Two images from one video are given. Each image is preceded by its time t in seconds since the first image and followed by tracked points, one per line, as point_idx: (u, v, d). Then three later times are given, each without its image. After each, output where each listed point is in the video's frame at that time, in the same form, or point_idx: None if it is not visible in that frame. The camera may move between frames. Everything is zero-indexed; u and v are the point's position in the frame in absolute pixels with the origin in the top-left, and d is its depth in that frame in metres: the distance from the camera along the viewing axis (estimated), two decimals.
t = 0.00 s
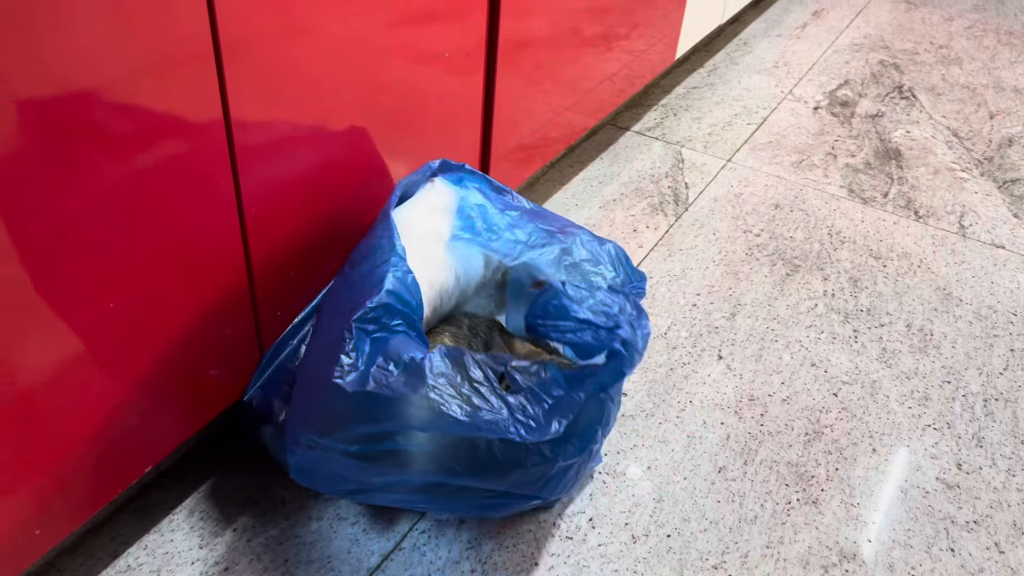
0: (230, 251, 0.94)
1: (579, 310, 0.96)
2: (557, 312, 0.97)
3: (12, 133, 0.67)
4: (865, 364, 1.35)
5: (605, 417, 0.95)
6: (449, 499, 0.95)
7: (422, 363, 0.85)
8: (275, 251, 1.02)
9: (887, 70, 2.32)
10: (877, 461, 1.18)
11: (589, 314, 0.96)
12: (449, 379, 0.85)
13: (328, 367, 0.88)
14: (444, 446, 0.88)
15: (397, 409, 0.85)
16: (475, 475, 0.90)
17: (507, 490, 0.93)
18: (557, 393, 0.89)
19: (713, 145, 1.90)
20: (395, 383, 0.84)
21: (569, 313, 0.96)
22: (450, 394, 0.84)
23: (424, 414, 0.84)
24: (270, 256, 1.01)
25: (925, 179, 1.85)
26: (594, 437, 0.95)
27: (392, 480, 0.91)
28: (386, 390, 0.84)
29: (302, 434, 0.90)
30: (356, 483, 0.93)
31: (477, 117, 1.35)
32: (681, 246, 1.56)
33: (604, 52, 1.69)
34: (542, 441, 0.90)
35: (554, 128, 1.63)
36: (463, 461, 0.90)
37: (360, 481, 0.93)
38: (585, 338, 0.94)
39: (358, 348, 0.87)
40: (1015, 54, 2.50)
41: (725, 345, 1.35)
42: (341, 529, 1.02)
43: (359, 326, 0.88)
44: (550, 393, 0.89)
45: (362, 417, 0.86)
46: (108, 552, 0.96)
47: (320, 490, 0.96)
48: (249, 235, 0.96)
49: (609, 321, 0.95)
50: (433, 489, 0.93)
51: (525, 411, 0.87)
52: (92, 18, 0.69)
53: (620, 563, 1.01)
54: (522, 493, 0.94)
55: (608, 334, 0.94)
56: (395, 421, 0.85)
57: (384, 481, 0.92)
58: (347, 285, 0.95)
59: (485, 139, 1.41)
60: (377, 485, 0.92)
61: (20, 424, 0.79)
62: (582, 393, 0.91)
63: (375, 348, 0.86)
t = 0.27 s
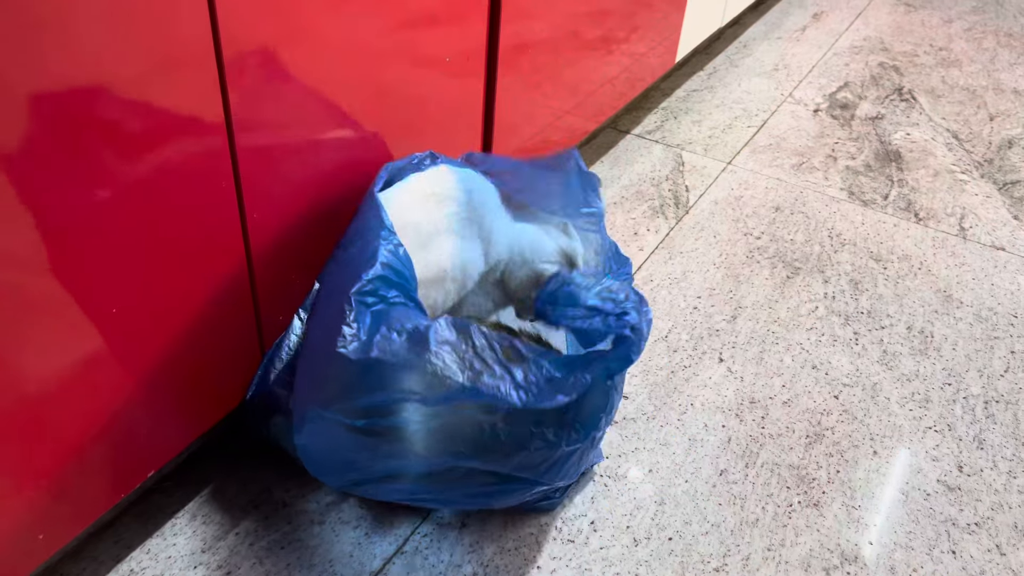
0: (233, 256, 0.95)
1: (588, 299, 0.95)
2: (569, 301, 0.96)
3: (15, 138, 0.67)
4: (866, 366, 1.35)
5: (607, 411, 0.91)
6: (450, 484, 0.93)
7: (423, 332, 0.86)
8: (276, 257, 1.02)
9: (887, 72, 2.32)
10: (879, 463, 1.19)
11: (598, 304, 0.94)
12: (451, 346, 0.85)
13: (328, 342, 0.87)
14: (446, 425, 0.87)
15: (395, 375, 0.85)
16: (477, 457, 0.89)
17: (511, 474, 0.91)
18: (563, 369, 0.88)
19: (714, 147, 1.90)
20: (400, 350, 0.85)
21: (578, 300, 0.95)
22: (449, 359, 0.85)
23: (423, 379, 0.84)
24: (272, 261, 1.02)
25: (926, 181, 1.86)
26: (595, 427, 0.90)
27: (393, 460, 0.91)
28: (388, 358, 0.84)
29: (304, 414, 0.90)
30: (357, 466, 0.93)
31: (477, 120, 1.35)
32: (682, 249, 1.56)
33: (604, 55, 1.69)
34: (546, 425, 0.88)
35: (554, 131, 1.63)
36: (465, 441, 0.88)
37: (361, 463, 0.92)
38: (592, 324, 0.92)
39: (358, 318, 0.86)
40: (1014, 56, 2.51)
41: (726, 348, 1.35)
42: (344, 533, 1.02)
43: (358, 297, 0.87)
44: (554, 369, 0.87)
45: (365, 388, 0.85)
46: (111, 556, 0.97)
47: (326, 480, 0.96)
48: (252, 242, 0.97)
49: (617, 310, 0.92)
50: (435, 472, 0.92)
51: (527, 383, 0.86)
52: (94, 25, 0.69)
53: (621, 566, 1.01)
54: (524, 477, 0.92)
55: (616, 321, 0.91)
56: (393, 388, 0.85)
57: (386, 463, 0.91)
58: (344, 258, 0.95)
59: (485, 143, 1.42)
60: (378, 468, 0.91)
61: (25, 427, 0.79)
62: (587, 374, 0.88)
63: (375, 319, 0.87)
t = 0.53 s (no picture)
0: (237, 260, 0.95)
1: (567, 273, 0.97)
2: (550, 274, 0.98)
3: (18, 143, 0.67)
4: (867, 369, 1.35)
5: (600, 384, 0.94)
6: (450, 473, 0.94)
7: (421, 327, 0.85)
8: (280, 261, 1.03)
9: (887, 75, 2.32)
10: (880, 465, 1.19)
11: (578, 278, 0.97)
12: (449, 339, 0.85)
13: (329, 341, 0.87)
14: (446, 415, 0.87)
15: (396, 372, 0.84)
16: (478, 447, 0.89)
17: (512, 459, 0.92)
18: (557, 347, 0.89)
19: (714, 150, 1.90)
20: (398, 346, 0.84)
21: (557, 273, 0.98)
22: (451, 353, 0.84)
23: (426, 375, 0.84)
24: (275, 265, 1.02)
25: (926, 183, 1.86)
26: (589, 403, 0.93)
27: (395, 454, 0.91)
28: (387, 356, 0.84)
29: (306, 415, 0.90)
30: (360, 463, 0.92)
31: (479, 123, 1.36)
32: (683, 252, 1.56)
33: (604, 58, 1.70)
34: (541, 404, 0.90)
35: (555, 135, 1.63)
36: (465, 429, 0.89)
37: (363, 459, 0.92)
38: (574, 294, 0.94)
39: (358, 317, 0.86)
40: (1014, 58, 2.51)
41: (728, 351, 1.36)
42: (348, 536, 1.02)
43: (356, 295, 0.88)
44: (548, 348, 0.89)
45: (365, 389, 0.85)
46: (116, 560, 0.97)
47: (329, 481, 0.96)
48: (254, 248, 0.98)
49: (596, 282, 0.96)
50: (435, 464, 0.92)
51: (523, 368, 0.87)
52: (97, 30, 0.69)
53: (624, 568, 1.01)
54: (525, 462, 0.93)
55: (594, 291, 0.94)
56: (394, 384, 0.84)
57: (388, 459, 0.91)
58: (342, 258, 0.94)
59: (486, 146, 1.42)
60: (382, 464, 0.92)
61: (32, 430, 0.79)
62: (578, 346, 0.91)
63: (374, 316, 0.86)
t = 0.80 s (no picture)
0: (238, 269, 0.96)
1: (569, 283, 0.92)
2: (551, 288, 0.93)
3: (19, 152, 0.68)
4: (866, 375, 1.35)
5: (602, 394, 0.93)
6: (450, 480, 0.94)
7: (422, 331, 0.86)
8: (280, 269, 1.03)
9: (886, 80, 2.33)
10: (879, 471, 1.19)
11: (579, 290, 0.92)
12: (449, 343, 0.86)
13: (329, 346, 0.88)
14: (447, 421, 0.88)
15: (397, 377, 0.85)
16: (478, 454, 0.89)
17: (512, 467, 0.92)
18: (557, 354, 0.89)
19: (714, 156, 1.91)
20: (399, 351, 0.85)
21: (561, 286, 0.92)
22: (451, 357, 0.85)
23: (426, 380, 0.85)
24: (276, 273, 1.03)
25: (925, 189, 1.86)
26: (590, 411, 0.93)
27: (396, 461, 0.91)
28: (389, 359, 0.85)
29: (307, 422, 0.90)
30: (361, 470, 0.93)
31: (479, 130, 1.36)
32: (682, 258, 1.57)
33: (604, 64, 1.70)
34: (541, 412, 0.90)
35: (555, 141, 1.64)
36: (466, 437, 0.89)
37: (364, 466, 0.92)
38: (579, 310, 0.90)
39: (358, 320, 0.88)
40: (1013, 63, 2.52)
41: (727, 357, 1.36)
42: (348, 545, 1.02)
43: (355, 300, 0.89)
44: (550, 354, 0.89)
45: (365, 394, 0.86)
46: (117, 568, 0.97)
47: (331, 488, 0.97)
48: (255, 255, 0.98)
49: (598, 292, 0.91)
50: (435, 471, 0.93)
51: (524, 372, 0.86)
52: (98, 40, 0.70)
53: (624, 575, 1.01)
54: (525, 470, 0.93)
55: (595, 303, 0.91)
56: (394, 390, 0.85)
57: (389, 466, 0.92)
58: (340, 262, 0.95)
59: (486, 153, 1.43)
60: (382, 471, 0.92)
61: (34, 438, 0.80)
62: (581, 356, 0.90)
63: (375, 320, 0.88)
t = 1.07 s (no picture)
0: (237, 281, 0.96)
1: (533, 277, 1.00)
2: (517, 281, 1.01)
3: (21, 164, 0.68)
4: (864, 382, 1.36)
5: (583, 383, 0.94)
6: (444, 487, 0.94)
7: (402, 347, 0.86)
8: (280, 280, 1.03)
9: (884, 85, 2.33)
10: (877, 479, 1.19)
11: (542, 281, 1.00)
12: (429, 355, 0.85)
13: (314, 368, 0.88)
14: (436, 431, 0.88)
15: (382, 396, 0.85)
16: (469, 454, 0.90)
17: (507, 467, 0.92)
18: (535, 346, 0.89)
19: (712, 162, 1.91)
20: (381, 369, 0.85)
21: (524, 277, 1.01)
22: (432, 369, 0.85)
23: (412, 394, 0.84)
24: (275, 285, 1.03)
25: (923, 195, 1.87)
26: (574, 402, 0.93)
27: (388, 474, 0.91)
28: (372, 379, 0.85)
29: (295, 445, 0.89)
30: (354, 485, 0.92)
31: (478, 137, 1.37)
32: (681, 265, 1.57)
33: (602, 70, 1.71)
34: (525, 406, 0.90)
35: (554, 147, 1.64)
36: (456, 440, 0.89)
37: (357, 481, 0.92)
38: (545, 296, 0.97)
39: (341, 342, 0.88)
40: (1011, 68, 2.52)
41: (726, 364, 1.36)
42: (347, 554, 1.02)
43: (338, 323, 0.89)
44: (526, 349, 0.89)
45: (351, 413, 0.86)
46: None
47: (324, 505, 0.96)
48: (254, 273, 0.98)
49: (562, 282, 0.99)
50: (427, 478, 0.92)
51: (503, 372, 0.86)
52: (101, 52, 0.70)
53: None
54: (520, 466, 0.93)
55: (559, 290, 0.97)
56: (381, 407, 0.85)
57: (383, 478, 0.91)
58: (325, 287, 0.97)
59: (486, 160, 1.43)
60: (376, 484, 0.92)
61: (41, 447, 0.81)
62: (554, 343, 0.93)
63: (358, 341, 0.88)
